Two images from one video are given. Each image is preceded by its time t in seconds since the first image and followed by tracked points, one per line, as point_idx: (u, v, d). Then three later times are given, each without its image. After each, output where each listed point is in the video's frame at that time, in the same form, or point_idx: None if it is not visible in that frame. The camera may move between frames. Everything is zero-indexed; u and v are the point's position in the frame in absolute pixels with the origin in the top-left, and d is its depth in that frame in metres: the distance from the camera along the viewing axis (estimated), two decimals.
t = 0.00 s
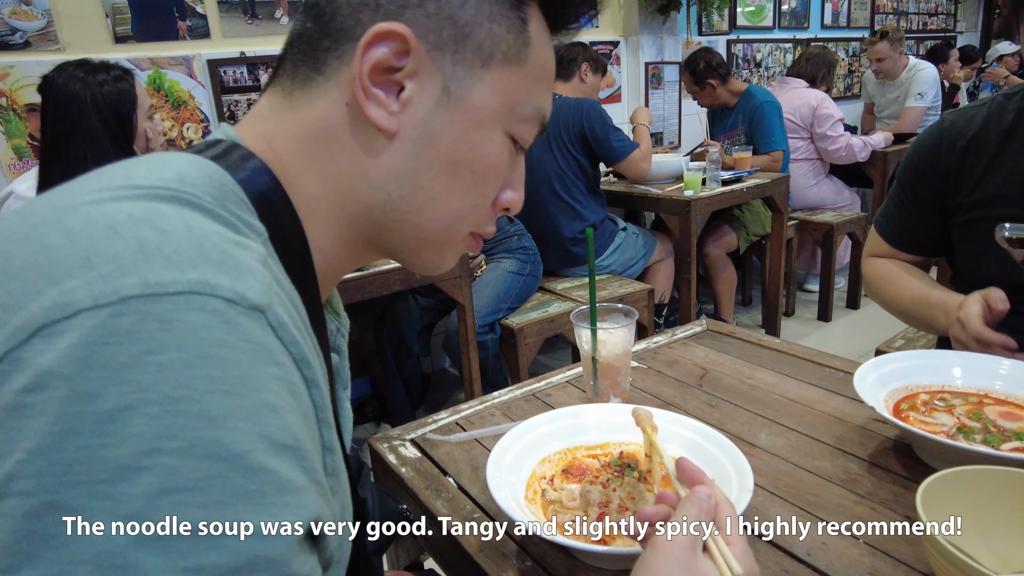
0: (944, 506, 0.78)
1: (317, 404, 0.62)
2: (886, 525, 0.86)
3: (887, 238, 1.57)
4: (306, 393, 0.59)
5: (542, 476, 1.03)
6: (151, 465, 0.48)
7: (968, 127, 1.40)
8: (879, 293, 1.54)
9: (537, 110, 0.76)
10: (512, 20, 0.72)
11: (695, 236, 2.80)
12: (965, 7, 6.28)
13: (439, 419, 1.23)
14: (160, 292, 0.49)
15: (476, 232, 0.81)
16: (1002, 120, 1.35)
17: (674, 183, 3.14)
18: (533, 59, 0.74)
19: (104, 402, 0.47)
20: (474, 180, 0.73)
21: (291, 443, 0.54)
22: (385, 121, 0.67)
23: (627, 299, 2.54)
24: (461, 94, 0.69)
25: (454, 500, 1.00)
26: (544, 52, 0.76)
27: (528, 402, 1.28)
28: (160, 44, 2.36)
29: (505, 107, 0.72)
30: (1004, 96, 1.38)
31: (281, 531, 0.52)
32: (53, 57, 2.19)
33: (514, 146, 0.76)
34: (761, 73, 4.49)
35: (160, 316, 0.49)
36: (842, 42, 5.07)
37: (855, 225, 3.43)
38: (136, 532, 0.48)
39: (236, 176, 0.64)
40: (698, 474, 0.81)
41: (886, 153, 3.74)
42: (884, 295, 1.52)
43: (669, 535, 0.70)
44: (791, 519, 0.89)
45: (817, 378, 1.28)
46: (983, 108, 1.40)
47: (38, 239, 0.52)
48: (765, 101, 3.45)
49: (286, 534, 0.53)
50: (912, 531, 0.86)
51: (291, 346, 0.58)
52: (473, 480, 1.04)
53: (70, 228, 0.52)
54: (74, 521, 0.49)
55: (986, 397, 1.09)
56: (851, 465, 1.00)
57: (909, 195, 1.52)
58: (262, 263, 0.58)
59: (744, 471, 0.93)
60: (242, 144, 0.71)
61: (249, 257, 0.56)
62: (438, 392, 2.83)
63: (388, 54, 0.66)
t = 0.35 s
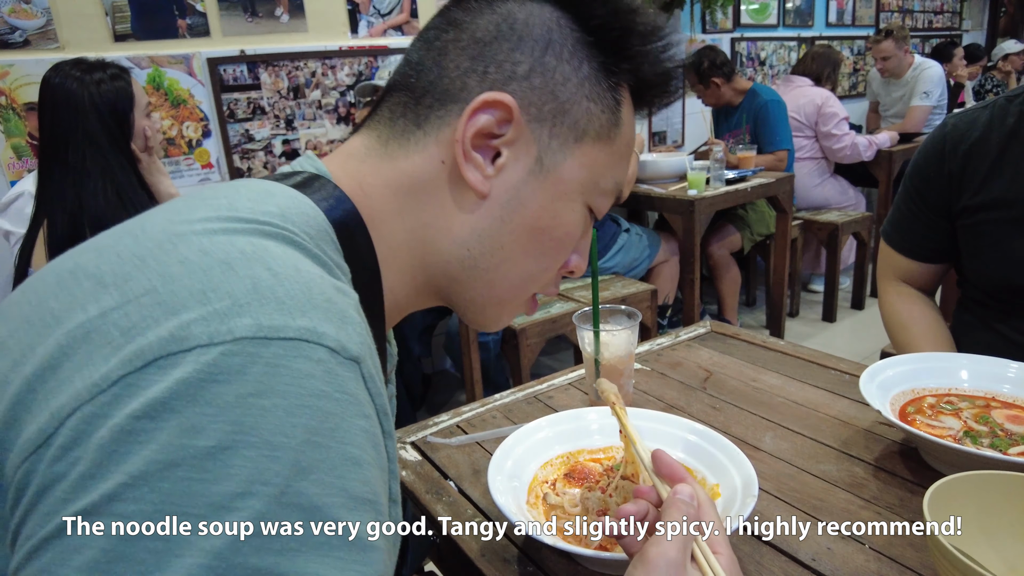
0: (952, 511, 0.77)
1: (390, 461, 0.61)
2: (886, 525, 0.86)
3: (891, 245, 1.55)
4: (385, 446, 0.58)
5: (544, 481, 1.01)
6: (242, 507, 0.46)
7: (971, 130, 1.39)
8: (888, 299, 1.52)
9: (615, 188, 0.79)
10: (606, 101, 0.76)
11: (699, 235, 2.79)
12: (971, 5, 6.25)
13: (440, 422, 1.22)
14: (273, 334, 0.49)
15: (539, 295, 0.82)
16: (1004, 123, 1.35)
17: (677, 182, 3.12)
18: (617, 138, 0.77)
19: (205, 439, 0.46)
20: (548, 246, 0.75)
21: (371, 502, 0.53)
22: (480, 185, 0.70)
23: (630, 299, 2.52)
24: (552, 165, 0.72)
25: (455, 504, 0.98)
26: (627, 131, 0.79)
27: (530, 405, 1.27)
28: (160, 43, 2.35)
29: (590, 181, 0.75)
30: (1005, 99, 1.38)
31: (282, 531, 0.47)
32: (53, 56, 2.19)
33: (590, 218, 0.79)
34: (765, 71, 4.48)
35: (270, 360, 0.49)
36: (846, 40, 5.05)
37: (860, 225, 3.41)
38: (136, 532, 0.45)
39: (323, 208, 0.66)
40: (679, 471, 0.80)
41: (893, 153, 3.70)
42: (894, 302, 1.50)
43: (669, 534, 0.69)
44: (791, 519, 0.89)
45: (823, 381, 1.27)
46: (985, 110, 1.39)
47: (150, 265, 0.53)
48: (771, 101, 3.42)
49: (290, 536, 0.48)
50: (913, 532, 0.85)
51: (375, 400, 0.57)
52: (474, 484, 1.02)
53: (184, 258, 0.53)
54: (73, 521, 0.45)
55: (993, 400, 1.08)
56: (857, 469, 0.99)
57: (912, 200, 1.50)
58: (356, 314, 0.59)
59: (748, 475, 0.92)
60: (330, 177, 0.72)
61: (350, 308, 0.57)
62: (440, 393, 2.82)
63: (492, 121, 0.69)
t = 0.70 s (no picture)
0: (954, 510, 0.77)
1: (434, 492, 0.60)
2: (886, 525, 0.85)
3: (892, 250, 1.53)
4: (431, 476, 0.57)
5: (544, 480, 1.01)
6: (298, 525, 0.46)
7: (970, 131, 1.39)
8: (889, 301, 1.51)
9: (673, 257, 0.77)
10: (673, 175, 0.73)
11: (700, 235, 2.78)
12: (973, 4, 6.25)
13: (439, 422, 1.21)
14: (344, 356, 0.49)
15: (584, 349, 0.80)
16: (1004, 123, 1.35)
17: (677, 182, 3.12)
18: (679, 212, 0.75)
19: (270, 454, 0.46)
20: (600, 312, 0.73)
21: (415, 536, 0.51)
22: (544, 252, 0.68)
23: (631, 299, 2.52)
24: (616, 237, 0.70)
25: (454, 504, 0.98)
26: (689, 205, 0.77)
27: (530, 404, 1.27)
28: (161, 42, 2.35)
29: (649, 251, 0.73)
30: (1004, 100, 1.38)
31: (281, 531, 0.45)
32: (54, 55, 2.19)
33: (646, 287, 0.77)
34: (767, 70, 4.47)
35: (337, 382, 0.48)
36: (848, 39, 5.04)
37: (862, 225, 3.40)
38: (137, 532, 0.44)
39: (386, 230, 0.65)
40: (658, 458, 0.84)
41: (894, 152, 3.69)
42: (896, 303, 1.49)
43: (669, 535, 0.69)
44: (791, 519, 0.88)
45: (825, 380, 1.26)
46: (982, 112, 1.39)
47: (226, 278, 0.53)
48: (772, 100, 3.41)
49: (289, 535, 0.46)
50: (913, 532, 0.84)
51: (426, 434, 0.56)
52: (474, 483, 1.02)
53: (259, 272, 0.53)
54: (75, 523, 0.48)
55: (996, 400, 1.08)
56: (859, 469, 0.99)
57: (912, 203, 1.48)
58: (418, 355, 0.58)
59: (748, 474, 0.92)
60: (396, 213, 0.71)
61: (414, 346, 0.56)
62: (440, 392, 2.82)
63: (560, 191, 0.68)
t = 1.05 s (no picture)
0: (951, 507, 0.77)
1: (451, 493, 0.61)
2: (886, 525, 0.86)
3: (890, 250, 1.54)
4: (451, 469, 0.58)
5: (541, 478, 1.02)
6: (329, 512, 0.46)
7: (966, 131, 1.40)
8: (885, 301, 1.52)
9: (683, 292, 0.76)
10: (687, 215, 0.73)
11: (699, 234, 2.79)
12: (971, 5, 6.26)
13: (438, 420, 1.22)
14: (375, 348, 0.50)
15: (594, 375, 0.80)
16: (999, 124, 1.36)
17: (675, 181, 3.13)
18: (693, 250, 0.75)
19: (302, 440, 0.47)
20: (610, 341, 0.72)
21: (437, 526, 0.52)
22: (557, 275, 0.68)
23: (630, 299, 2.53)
24: (628, 267, 0.70)
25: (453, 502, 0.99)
26: (703, 246, 0.77)
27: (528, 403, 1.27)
28: (162, 42, 2.36)
29: (660, 285, 0.72)
30: (1000, 100, 1.40)
31: (281, 531, 0.46)
32: (54, 55, 2.20)
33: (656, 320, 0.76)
34: (765, 70, 4.48)
35: (368, 372, 0.49)
36: (846, 40, 5.05)
37: (860, 224, 3.41)
38: (138, 531, 0.46)
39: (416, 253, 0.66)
40: (648, 433, 0.86)
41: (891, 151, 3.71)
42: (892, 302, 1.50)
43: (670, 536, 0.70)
44: (791, 519, 0.89)
45: (821, 378, 1.27)
46: (978, 112, 1.41)
47: (257, 272, 0.53)
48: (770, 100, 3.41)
49: (289, 536, 0.46)
50: (913, 531, 0.85)
51: (447, 429, 0.57)
52: (472, 481, 1.03)
53: (291, 266, 0.54)
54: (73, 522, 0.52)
55: (993, 398, 1.09)
56: (855, 466, 1.00)
57: (909, 202, 1.49)
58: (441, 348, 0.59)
59: (744, 469, 0.93)
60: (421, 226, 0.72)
61: (438, 348, 0.57)
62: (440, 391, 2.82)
63: (578, 216, 0.68)
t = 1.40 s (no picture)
0: (951, 506, 0.77)
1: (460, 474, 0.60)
2: (886, 525, 0.85)
3: (885, 249, 1.53)
4: (460, 449, 0.57)
5: (541, 476, 1.02)
6: (345, 491, 0.46)
7: (959, 130, 1.40)
8: (882, 299, 1.51)
9: (672, 273, 0.75)
10: (671, 193, 0.73)
11: (699, 233, 2.79)
12: (972, 4, 6.26)
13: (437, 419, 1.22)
14: (381, 331, 0.50)
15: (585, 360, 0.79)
16: (991, 123, 1.36)
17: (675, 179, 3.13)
18: (679, 229, 0.74)
19: (315, 420, 0.46)
20: (602, 324, 0.71)
21: (451, 503, 0.52)
22: (541, 254, 0.68)
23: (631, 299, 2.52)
24: (612, 244, 0.69)
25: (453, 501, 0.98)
26: (689, 226, 0.76)
27: (527, 401, 1.27)
28: (161, 40, 2.36)
29: (647, 266, 0.71)
30: (991, 100, 1.40)
31: (281, 531, 0.45)
32: (54, 53, 2.19)
33: (644, 300, 0.75)
34: (766, 69, 4.48)
35: (376, 354, 0.49)
36: (847, 38, 5.05)
37: (860, 223, 3.41)
38: (140, 531, 0.45)
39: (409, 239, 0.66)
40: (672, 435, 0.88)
41: (892, 150, 3.71)
42: (890, 300, 1.49)
43: (670, 534, 0.69)
44: (791, 519, 0.88)
45: (821, 377, 1.27)
46: (970, 111, 1.41)
47: (257, 261, 0.53)
48: (770, 98, 3.41)
49: (289, 536, 0.45)
50: (913, 531, 0.84)
51: (455, 408, 0.57)
52: (471, 480, 1.02)
53: (290, 254, 0.53)
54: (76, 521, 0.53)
55: (992, 397, 1.08)
56: (856, 465, 0.99)
57: (903, 201, 1.49)
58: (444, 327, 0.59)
59: (742, 466, 0.93)
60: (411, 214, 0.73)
61: (439, 326, 0.57)
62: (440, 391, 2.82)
63: (560, 195, 0.68)
